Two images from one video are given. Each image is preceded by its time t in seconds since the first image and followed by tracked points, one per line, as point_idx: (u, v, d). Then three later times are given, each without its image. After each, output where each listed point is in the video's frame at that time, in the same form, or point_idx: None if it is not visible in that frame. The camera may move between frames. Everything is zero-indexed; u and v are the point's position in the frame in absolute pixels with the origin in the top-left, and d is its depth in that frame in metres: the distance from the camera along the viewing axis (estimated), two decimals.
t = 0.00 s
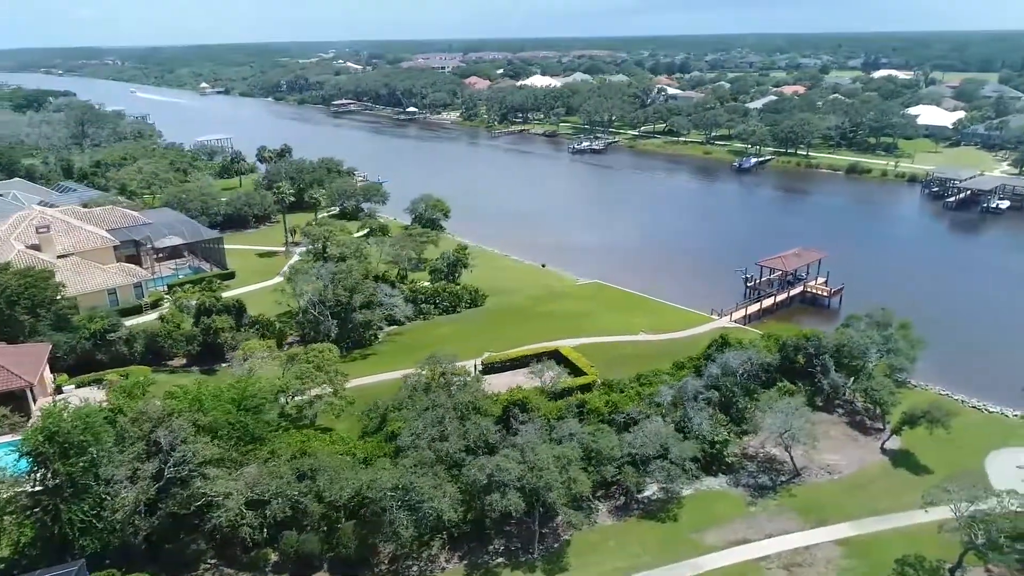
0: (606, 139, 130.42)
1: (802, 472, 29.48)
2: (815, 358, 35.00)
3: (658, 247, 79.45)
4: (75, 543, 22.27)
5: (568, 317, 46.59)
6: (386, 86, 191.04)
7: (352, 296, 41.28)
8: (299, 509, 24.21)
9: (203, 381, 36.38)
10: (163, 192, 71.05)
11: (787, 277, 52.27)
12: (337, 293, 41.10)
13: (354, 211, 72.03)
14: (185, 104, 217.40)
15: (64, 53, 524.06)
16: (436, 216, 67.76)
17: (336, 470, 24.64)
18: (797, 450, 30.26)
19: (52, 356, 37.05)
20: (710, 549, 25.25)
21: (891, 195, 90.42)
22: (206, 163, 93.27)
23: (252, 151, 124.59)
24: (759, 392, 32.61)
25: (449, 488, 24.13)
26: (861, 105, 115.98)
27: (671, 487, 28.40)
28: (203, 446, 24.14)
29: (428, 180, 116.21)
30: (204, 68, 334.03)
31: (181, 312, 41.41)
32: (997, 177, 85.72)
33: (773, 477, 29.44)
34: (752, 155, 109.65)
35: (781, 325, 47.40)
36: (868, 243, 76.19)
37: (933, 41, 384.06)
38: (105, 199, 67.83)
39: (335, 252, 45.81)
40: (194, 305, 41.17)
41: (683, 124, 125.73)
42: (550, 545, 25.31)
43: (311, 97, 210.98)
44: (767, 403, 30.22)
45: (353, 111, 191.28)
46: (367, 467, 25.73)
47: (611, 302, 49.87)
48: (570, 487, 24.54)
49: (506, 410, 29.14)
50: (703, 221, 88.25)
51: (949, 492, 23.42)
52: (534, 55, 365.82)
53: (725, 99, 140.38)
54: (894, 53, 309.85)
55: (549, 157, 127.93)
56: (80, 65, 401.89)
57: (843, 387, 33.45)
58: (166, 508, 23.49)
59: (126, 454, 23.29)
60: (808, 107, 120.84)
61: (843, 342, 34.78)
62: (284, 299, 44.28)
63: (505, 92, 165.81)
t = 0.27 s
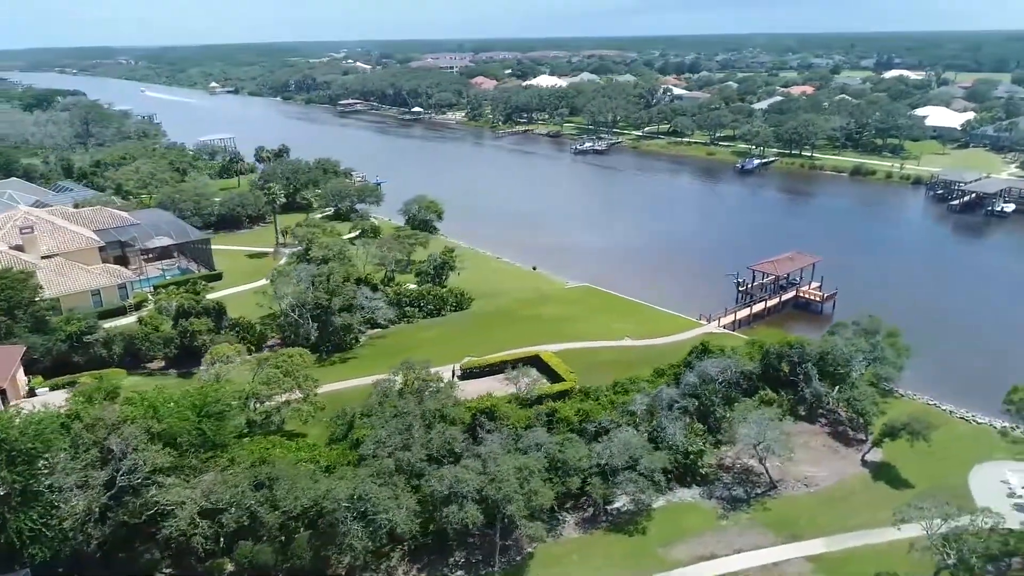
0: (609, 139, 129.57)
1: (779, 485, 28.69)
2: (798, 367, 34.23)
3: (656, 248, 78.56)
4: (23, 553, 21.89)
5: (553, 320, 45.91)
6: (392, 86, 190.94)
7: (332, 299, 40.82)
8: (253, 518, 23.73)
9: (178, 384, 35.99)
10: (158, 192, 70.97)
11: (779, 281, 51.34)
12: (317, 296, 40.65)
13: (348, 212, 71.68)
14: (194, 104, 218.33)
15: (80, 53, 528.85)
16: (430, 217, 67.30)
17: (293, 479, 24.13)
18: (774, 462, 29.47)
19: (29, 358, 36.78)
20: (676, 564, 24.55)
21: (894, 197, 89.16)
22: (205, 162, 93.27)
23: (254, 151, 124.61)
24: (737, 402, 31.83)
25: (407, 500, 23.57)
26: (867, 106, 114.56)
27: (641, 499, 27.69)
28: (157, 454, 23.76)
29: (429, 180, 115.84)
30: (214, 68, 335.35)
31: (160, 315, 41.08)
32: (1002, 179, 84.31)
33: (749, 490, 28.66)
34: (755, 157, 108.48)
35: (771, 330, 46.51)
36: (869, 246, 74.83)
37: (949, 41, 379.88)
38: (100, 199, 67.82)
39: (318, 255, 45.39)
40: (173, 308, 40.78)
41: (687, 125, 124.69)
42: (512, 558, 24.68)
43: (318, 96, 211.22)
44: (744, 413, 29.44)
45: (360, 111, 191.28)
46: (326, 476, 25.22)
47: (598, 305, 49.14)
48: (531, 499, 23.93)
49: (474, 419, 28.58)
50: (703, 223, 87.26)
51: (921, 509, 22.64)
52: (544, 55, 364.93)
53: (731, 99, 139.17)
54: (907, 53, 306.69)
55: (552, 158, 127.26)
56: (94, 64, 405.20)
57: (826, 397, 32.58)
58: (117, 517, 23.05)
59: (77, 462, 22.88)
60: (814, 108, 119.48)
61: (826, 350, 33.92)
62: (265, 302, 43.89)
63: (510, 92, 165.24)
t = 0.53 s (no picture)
0: (614, 140, 128.73)
1: (753, 498, 27.92)
2: (780, 375, 33.41)
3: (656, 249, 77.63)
4: None
5: (539, 324, 45.22)
6: (399, 86, 190.95)
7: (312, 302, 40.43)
8: (207, 528, 23.24)
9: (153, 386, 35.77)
10: (154, 191, 71.11)
11: (772, 286, 50.42)
12: (297, 299, 40.28)
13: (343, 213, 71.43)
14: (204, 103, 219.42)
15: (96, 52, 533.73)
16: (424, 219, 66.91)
17: (249, 488, 23.62)
18: (749, 474, 28.68)
19: (6, 359, 37.21)
20: None
21: (899, 200, 87.78)
22: (206, 162, 93.52)
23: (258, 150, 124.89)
24: (714, 411, 31.09)
25: (363, 512, 22.99)
26: (875, 107, 113.01)
27: (611, 511, 26.99)
28: (109, 463, 23.42)
29: (431, 180, 115.56)
30: (226, 67, 337.14)
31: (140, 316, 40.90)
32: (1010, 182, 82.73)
33: (722, 502, 27.90)
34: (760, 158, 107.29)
35: (761, 337, 45.62)
36: (870, 251, 73.15)
37: (967, 41, 374.75)
38: (96, 198, 68.02)
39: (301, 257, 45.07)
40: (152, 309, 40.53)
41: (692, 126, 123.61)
42: (473, 571, 24.02)
43: (327, 96, 211.67)
44: (719, 424, 28.64)
45: (367, 110, 191.42)
46: (285, 485, 24.71)
47: (587, 309, 48.39)
48: (491, 511, 23.31)
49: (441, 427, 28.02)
50: (705, 225, 86.21)
51: (893, 527, 21.87)
52: (555, 55, 364.04)
53: (738, 100, 137.80)
54: (922, 53, 303.18)
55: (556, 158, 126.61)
56: (110, 64, 408.86)
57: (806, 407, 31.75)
58: (67, 525, 22.62)
59: (27, 469, 22.50)
60: (821, 108, 118.01)
61: (809, 358, 33.06)
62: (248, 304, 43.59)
63: (516, 92, 164.71)
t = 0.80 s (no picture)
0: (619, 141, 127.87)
1: (726, 511, 27.20)
2: (762, 384, 32.62)
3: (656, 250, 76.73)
4: None
5: (525, 328, 44.62)
6: (407, 86, 190.93)
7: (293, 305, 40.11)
8: (160, 538, 22.78)
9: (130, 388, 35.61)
10: (151, 191, 71.21)
11: (764, 291, 49.55)
12: (278, 301, 39.99)
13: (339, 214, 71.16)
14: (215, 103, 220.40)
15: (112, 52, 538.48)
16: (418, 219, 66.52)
17: (203, 498, 23.20)
18: (724, 486, 27.97)
19: None
20: None
21: (904, 202, 86.51)
22: (207, 162, 93.67)
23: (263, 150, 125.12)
24: (691, 421, 30.41)
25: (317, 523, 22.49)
26: (883, 107, 111.53)
27: (579, 524, 26.34)
28: (60, 470, 23.12)
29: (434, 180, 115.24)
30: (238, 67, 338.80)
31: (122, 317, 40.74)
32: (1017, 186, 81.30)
33: (695, 515, 27.18)
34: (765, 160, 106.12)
35: (751, 343, 44.79)
36: (872, 254, 71.99)
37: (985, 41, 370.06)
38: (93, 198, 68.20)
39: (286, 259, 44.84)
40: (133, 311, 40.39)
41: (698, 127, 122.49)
42: None
43: (336, 96, 212.05)
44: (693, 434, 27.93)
45: (375, 110, 191.51)
46: (243, 493, 24.28)
47: (575, 313, 47.73)
48: (448, 524, 22.79)
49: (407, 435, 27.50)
50: (706, 226, 85.18)
51: (861, 547, 21.13)
52: (567, 55, 363.15)
53: (745, 100, 136.48)
54: (938, 53, 299.66)
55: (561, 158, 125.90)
56: (126, 64, 413.10)
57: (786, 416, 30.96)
58: (17, 535, 22.28)
59: None
60: (828, 109, 116.60)
61: (791, 367, 32.28)
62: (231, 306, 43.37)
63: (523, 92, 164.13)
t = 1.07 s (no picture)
0: (624, 141, 126.97)
1: (698, 524, 26.50)
2: (742, 393, 31.83)
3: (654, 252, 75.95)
4: None
5: (510, 332, 44.05)
6: (415, 87, 190.80)
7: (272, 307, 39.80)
8: (112, 547, 22.39)
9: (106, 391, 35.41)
10: (148, 191, 71.28)
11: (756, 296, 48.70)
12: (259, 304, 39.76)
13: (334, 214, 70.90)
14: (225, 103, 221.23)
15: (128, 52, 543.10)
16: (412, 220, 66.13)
17: (157, 506, 22.83)
18: (696, 498, 27.24)
19: None
20: None
21: (910, 205, 85.17)
22: (208, 161, 93.76)
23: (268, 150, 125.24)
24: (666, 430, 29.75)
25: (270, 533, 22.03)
26: (891, 108, 109.94)
27: (545, 535, 25.73)
28: (13, 477, 22.87)
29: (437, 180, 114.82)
30: (250, 66, 340.18)
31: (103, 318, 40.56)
32: None
33: (665, 528, 26.48)
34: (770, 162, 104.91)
35: (740, 349, 43.95)
36: (874, 256, 70.86)
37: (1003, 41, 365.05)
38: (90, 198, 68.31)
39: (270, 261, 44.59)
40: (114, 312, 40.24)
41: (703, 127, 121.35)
42: None
43: (345, 96, 212.33)
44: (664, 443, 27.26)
45: (383, 110, 191.43)
46: (199, 501, 23.88)
47: (563, 316, 47.11)
48: (402, 536, 22.29)
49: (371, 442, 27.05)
50: (707, 228, 84.22)
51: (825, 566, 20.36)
52: (578, 55, 361.96)
53: (753, 101, 135.09)
54: (954, 53, 295.90)
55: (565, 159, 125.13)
56: (140, 63, 416.26)
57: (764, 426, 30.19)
58: None
59: None
60: (836, 110, 115.10)
61: (771, 376, 31.54)
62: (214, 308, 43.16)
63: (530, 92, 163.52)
